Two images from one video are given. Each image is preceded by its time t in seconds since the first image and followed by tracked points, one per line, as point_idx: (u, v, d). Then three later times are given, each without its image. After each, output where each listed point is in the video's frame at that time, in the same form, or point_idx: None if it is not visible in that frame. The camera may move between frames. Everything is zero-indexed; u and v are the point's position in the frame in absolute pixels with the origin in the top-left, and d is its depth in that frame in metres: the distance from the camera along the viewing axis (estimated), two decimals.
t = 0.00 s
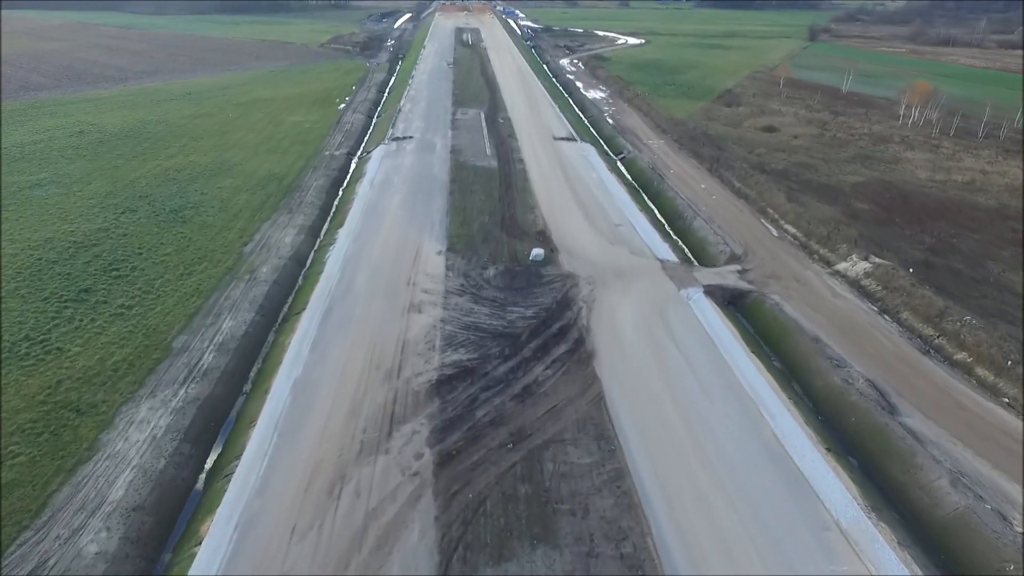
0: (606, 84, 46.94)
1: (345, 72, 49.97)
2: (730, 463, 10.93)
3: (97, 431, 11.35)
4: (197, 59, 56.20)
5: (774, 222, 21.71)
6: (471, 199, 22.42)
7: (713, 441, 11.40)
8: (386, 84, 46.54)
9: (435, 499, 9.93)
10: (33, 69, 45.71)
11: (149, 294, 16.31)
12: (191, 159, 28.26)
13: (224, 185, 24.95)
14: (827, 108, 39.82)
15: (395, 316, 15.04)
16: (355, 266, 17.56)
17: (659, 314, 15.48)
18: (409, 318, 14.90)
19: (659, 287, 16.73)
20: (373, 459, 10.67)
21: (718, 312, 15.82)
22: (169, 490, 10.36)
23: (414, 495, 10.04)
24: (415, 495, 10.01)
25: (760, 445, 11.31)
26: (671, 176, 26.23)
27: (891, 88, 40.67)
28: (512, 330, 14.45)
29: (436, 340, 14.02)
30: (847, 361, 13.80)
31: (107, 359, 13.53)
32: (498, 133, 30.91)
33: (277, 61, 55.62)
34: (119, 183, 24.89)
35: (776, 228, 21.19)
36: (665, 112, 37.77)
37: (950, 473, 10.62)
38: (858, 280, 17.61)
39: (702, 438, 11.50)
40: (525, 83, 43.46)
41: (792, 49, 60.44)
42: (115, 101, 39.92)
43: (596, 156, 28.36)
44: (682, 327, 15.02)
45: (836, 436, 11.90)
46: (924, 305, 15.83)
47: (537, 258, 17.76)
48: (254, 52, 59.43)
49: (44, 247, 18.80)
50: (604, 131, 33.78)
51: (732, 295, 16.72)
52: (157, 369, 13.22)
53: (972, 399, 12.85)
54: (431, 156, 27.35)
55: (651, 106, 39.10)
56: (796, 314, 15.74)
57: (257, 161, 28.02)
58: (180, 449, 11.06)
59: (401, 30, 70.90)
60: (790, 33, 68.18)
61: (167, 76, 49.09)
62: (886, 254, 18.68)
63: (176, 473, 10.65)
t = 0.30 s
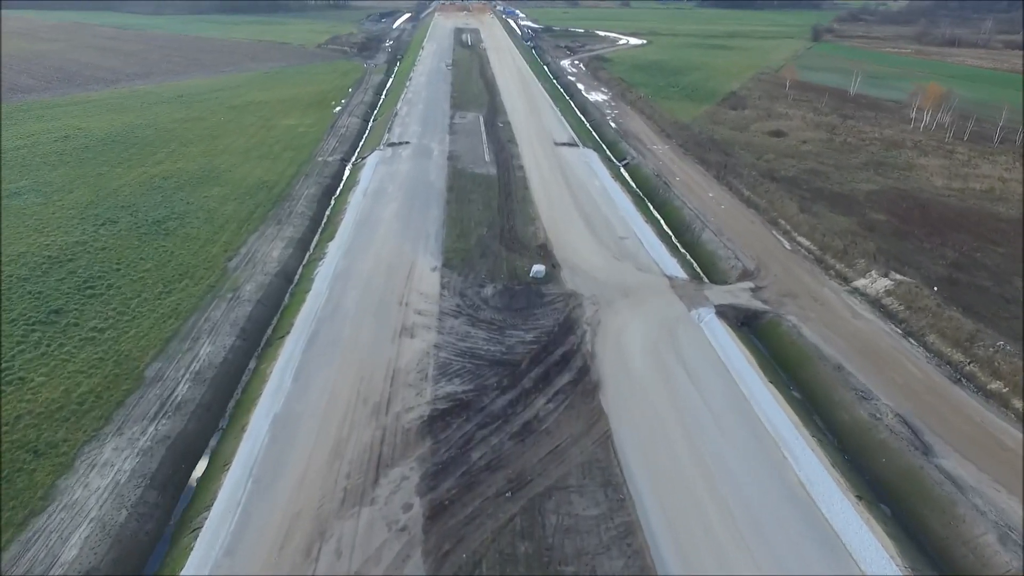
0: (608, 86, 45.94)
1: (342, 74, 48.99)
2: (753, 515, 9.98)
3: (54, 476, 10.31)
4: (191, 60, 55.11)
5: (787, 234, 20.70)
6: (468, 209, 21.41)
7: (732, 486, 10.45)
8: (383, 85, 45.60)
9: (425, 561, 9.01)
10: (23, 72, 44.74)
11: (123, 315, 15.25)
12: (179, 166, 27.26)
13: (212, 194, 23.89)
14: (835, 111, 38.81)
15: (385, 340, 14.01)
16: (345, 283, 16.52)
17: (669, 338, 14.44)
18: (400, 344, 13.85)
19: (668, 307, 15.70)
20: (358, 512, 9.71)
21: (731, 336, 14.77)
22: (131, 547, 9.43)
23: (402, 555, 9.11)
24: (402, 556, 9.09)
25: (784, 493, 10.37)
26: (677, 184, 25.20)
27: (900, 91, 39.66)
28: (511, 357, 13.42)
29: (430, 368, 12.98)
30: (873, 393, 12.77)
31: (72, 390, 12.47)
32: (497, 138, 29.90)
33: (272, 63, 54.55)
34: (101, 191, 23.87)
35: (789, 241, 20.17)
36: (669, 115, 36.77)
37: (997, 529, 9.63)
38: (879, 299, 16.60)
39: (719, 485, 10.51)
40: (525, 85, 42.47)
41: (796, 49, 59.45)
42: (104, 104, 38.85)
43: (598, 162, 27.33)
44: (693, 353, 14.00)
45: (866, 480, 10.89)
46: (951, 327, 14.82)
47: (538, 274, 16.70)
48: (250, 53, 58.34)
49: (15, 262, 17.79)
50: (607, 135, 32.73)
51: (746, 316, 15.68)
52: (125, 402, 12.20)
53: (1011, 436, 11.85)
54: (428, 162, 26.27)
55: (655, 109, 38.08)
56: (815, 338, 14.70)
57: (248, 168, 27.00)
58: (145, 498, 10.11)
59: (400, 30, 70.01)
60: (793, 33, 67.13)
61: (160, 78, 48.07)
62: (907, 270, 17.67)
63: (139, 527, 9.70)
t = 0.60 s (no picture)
0: (610, 88, 45.00)
1: (339, 75, 48.06)
2: (772, 561, 9.33)
3: (8, 524, 9.49)
4: (186, 61, 54.15)
5: (799, 246, 19.82)
6: (466, 220, 20.52)
7: (749, 531, 9.75)
8: (381, 87, 44.77)
9: None
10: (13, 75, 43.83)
11: (97, 337, 14.32)
12: (167, 173, 26.31)
13: (199, 203, 22.96)
14: (842, 114, 37.88)
15: (375, 365, 13.12)
16: (334, 301, 15.61)
17: (679, 362, 13.51)
18: (392, 370, 12.96)
19: (677, 327, 14.78)
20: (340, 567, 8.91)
21: (745, 359, 13.85)
22: None
23: None
24: None
25: (807, 543, 9.61)
26: (683, 192, 24.32)
27: (908, 93, 38.75)
28: (510, 386, 12.51)
29: (422, 398, 12.08)
30: (899, 425, 11.88)
31: (36, 422, 11.56)
32: (497, 142, 29.01)
33: (268, 64, 53.60)
34: (84, 200, 22.93)
35: (801, 254, 19.27)
36: (672, 119, 35.88)
37: None
38: (900, 317, 15.74)
39: (736, 533, 9.72)
40: (525, 87, 41.57)
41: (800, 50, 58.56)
42: (94, 106, 37.89)
43: (601, 169, 26.41)
44: (704, 379, 13.08)
45: (897, 526, 10.05)
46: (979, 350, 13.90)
47: (538, 291, 15.80)
48: (246, 54, 57.39)
49: None
50: (609, 139, 31.83)
51: (759, 337, 14.77)
52: (92, 436, 11.30)
53: None
54: (424, 169, 25.36)
55: (658, 113, 37.16)
56: (833, 362, 13.78)
57: (238, 175, 26.08)
58: (107, 550, 9.32)
59: (399, 30, 69.24)
60: (795, 33, 66.29)
61: (153, 80, 47.10)
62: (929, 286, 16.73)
63: None
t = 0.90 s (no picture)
0: (612, 90, 43.95)
1: (335, 77, 47.02)
2: None
3: None
4: (180, 62, 53.03)
5: (814, 260, 18.79)
6: (463, 232, 19.50)
7: None
8: (378, 89, 43.78)
9: None
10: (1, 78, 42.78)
11: (64, 365, 13.28)
12: (152, 181, 25.28)
13: (184, 214, 21.92)
14: (851, 117, 36.84)
15: (363, 399, 12.11)
16: (321, 324, 14.58)
17: (691, 395, 12.48)
18: (381, 404, 11.95)
19: (688, 353, 13.77)
20: None
21: (764, 391, 12.80)
22: None
23: None
24: None
25: None
26: (691, 201, 23.29)
27: (917, 96, 37.72)
28: (509, 423, 11.49)
29: (414, 438, 11.07)
30: (936, 469, 10.89)
31: None
32: (496, 148, 27.99)
33: (264, 66, 52.56)
34: (63, 211, 21.90)
35: (817, 269, 18.23)
36: (677, 123, 34.83)
37: None
38: (926, 341, 14.68)
39: None
40: (525, 89, 40.53)
41: (805, 50, 57.50)
42: (82, 110, 36.82)
43: (604, 176, 25.37)
44: (720, 413, 12.08)
45: None
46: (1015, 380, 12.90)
47: (539, 313, 14.78)
48: (242, 55, 56.27)
49: None
50: (612, 145, 30.80)
51: (776, 364, 13.75)
52: (50, 482, 10.30)
53: None
54: (421, 177, 24.33)
55: (663, 116, 36.12)
56: (859, 393, 12.77)
57: (227, 183, 25.05)
58: None
59: (397, 31, 68.25)
60: (799, 34, 65.25)
61: (144, 82, 46.06)
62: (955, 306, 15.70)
63: None
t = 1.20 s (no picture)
0: (614, 93, 43.03)
1: (332, 79, 46.12)
2: None
3: None
4: (175, 64, 52.11)
5: (829, 275, 17.87)
6: (461, 244, 18.57)
7: None
8: (376, 91, 43.02)
9: None
10: None
11: (31, 394, 12.38)
12: (139, 188, 24.40)
13: (170, 224, 21.00)
14: (860, 120, 35.90)
15: (350, 433, 11.20)
16: (308, 347, 13.65)
17: (705, 429, 11.56)
18: (369, 439, 11.05)
19: (700, 380, 12.85)
20: None
21: (783, 422, 11.84)
22: None
23: None
24: None
25: None
26: (698, 210, 22.35)
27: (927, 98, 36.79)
28: (508, 462, 10.59)
29: (405, 480, 10.18)
30: (975, 516, 10.05)
31: None
32: (495, 154, 27.07)
33: (260, 67, 51.64)
34: (44, 220, 21.00)
35: (833, 284, 17.30)
36: (682, 126, 33.89)
37: None
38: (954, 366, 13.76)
39: None
40: (526, 92, 39.61)
41: (810, 50, 56.55)
42: (72, 113, 35.90)
43: (608, 183, 24.45)
44: (737, 448, 11.16)
45: None
46: None
47: (541, 336, 13.85)
48: (238, 56, 55.37)
49: None
50: (615, 150, 29.88)
51: (795, 391, 12.83)
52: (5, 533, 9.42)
53: None
54: (417, 185, 23.41)
55: (667, 119, 35.19)
56: (886, 425, 11.86)
57: (216, 191, 24.15)
58: None
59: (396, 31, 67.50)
60: (802, 34, 64.30)
61: (138, 84, 45.14)
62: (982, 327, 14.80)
63: None
